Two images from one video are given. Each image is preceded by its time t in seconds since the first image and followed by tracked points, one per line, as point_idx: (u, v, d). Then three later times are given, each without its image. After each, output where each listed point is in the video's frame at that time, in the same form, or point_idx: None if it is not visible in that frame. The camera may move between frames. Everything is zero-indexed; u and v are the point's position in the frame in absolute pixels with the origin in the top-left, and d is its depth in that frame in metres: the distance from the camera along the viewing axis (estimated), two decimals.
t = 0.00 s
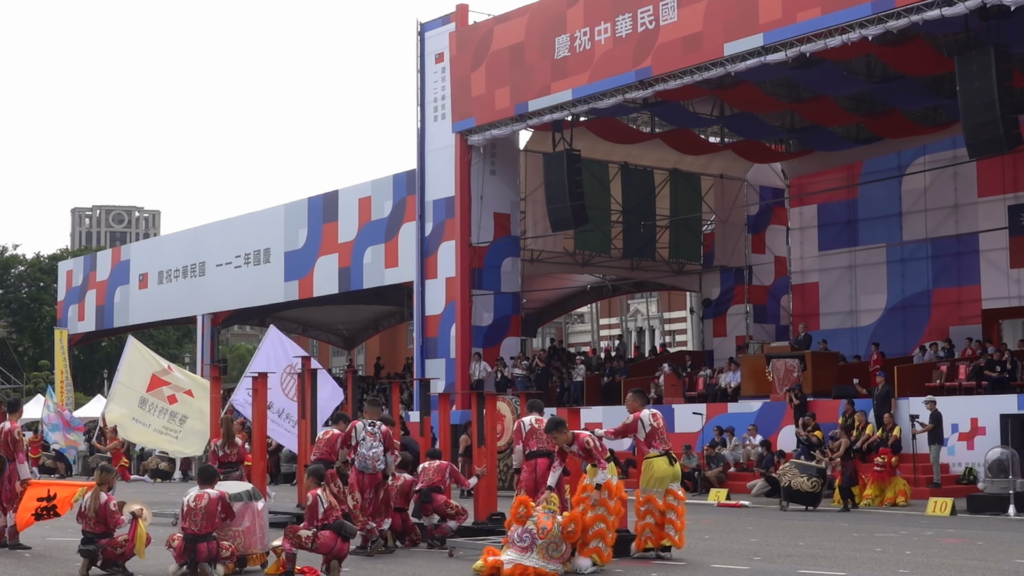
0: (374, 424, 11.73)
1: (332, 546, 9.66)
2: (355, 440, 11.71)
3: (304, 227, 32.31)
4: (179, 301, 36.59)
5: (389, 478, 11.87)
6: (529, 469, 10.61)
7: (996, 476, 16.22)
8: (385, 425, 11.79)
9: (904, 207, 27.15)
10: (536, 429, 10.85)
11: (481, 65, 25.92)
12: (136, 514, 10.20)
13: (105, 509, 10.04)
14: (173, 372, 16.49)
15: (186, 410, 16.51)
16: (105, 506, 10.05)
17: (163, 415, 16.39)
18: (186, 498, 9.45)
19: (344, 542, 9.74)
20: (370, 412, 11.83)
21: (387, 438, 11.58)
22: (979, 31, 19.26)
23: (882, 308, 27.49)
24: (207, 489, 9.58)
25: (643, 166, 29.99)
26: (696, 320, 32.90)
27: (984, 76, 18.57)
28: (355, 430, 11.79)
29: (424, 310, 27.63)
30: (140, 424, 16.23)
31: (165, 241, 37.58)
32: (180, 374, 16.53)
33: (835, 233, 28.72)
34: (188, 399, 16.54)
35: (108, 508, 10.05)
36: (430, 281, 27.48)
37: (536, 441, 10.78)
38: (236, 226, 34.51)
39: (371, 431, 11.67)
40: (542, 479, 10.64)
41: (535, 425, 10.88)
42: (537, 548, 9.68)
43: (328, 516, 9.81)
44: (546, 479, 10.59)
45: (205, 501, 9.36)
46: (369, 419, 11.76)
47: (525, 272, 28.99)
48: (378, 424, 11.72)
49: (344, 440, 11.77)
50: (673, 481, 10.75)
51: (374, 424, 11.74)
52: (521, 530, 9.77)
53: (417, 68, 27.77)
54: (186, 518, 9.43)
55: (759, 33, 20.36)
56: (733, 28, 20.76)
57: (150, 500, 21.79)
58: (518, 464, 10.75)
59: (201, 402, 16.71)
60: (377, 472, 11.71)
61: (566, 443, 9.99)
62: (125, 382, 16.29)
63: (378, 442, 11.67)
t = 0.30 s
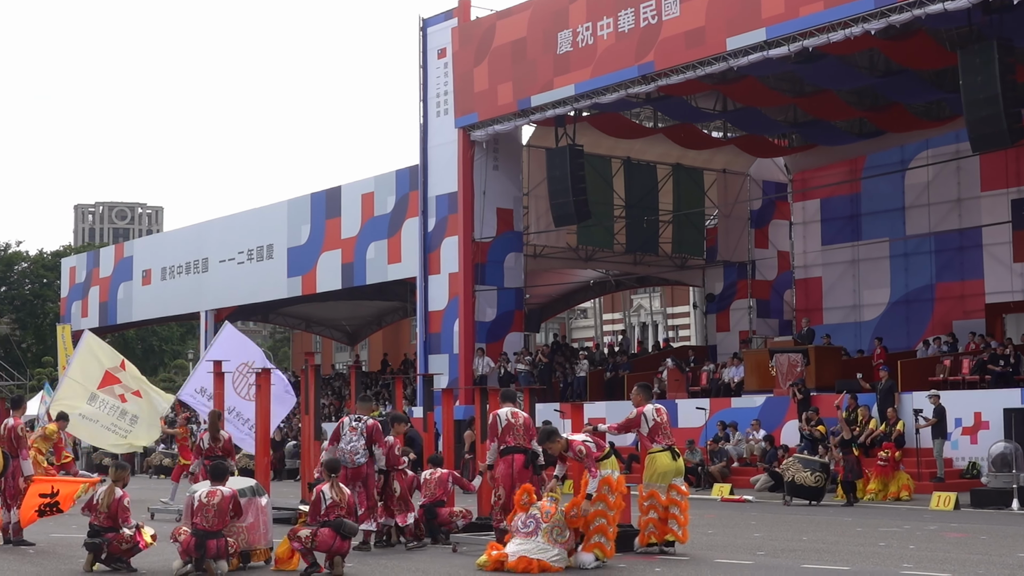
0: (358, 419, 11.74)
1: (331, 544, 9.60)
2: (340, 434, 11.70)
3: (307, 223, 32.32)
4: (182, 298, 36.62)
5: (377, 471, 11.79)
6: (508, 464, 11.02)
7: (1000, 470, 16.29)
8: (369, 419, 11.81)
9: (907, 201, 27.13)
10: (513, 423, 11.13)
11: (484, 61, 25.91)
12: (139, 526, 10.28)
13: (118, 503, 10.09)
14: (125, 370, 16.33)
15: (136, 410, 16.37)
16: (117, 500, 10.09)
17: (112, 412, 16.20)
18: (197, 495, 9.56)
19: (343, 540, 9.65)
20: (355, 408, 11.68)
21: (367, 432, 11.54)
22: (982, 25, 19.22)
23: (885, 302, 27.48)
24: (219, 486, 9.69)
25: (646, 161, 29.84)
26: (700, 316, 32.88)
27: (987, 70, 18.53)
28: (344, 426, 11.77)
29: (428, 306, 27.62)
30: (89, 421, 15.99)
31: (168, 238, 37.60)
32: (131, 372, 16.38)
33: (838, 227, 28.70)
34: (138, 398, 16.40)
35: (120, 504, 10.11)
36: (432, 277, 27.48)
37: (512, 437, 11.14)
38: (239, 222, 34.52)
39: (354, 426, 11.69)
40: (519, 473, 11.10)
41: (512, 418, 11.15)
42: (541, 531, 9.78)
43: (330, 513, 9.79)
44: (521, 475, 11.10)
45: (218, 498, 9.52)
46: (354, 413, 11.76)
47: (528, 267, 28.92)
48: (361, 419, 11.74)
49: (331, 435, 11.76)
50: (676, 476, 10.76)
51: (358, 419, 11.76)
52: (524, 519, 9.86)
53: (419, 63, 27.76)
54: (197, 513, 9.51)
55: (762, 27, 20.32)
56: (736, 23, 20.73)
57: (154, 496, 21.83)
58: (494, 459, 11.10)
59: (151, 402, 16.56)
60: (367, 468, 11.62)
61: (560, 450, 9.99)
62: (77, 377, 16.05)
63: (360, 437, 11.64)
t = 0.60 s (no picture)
0: (344, 414, 12.23)
1: (330, 542, 9.64)
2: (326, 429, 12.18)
3: (311, 217, 32.33)
4: (186, 292, 36.67)
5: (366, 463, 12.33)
6: (497, 457, 11.72)
7: (1004, 463, 16.18)
8: (355, 414, 12.25)
9: (911, 194, 27.09)
10: (501, 417, 11.84)
11: (487, 55, 25.89)
12: (150, 518, 10.32)
13: (134, 494, 10.09)
14: (63, 362, 15.82)
15: (75, 403, 15.87)
16: (134, 491, 10.12)
17: (53, 405, 15.68)
18: (207, 487, 9.59)
19: (342, 539, 9.69)
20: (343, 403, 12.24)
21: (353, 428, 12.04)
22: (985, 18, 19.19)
23: (889, 295, 27.48)
24: (229, 480, 9.71)
25: (650, 154, 29.91)
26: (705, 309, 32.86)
27: (991, 62, 18.49)
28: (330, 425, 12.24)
29: (432, 300, 27.63)
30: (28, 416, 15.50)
31: (171, 232, 37.63)
32: (68, 365, 15.90)
33: (842, 220, 28.68)
34: (77, 390, 15.93)
35: (137, 495, 10.11)
36: (436, 271, 27.52)
37: (500, 431, 11.85)
38: (242, 216, 34.53)
39: (341, 421, 12.17)
40: (507, 466, 11.86)
41: (500, 412, 11.86)
42: (547, 504, 9.90)
43: (332, 510, 9.81)
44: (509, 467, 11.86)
45: (227, 493, 9.54)
46: (341, 409, 12.25)
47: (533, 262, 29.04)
48: (348, 414, 12.21)
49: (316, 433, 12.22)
50: (680, 469, 10.71)
51: (345, 414, 12.24)
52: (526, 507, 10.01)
53: (423, 57, 27.75)
54: (205, 506, 9.55)
55: (765, 21, 20.29)
56: (739, 16, 20.70)
57: (160, 490, 21.86)
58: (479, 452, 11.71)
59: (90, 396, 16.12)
60: (356, 460, 12.15)
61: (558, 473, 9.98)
62: (15, 369, 15.16)
63: (346, 431, 12.14)
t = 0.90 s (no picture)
0: (336, 409, 12.35)
1: (328, 538, 9.64)
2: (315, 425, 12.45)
3: (312, 213, 32.33)
4: (188, 288, 36.70)
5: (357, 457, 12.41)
6: (475, 455, 11.35)
7: (1005, 458, 16.24)
8: (345, 410, 12.28)
9: (913, 189, 27.08)
10: (484, 414, 11.46)
11: (488, 51, 25.88)
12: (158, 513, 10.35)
13: (142, 487, 10.17)
14: None
15: None
16: (142, 484, 10.22)
17: None
18: (206, 483, 9.59)
19: (341, 534, 9.70)
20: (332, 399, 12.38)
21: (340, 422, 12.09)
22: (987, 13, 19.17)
23: (891, 291, 27.47)
24: (228, 476, 9.73)
25: (651, 150, 29.87)
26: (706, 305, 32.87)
27: (993, 57, 18.47)
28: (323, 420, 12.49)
29: (434, 296, 27.64)
30: None
31: (173, 228, 37.65)
32: None
33: (844, 216, 28.66)
34: None
35: (145, 488, 10.19)
36: (438, 267, 27.52)
37: (481, 428, 11.46)
38: (244, 212, 34.53)
39: (329, 417, 12.34)
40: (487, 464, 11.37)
41: (484, 409, 11.44)
42: (549, 497, 9.85)
43: (330, 506, 9.79)
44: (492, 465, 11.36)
45: (225, 488, 9.53)
46: (332, 404, 12.40)
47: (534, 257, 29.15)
48: (338, 409, 12.30)
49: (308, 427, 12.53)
50: (683, 465, 10.74)
51: (336, 409, 12.36)
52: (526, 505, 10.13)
53: (424, 53, 27.73)
54: (206, 502, 9.56)
55: (767, 16, 20.27)
56: (741, 12, 20.68)
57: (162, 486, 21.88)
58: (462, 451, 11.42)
59: None
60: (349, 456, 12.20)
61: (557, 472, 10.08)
62: None
63: (335, 427, 12.22)
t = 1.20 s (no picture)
0: (333, 407, 12.35)
1: (328, 534, 9.68)
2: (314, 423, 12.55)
3: (313, 208, 32.33)
4: (188, 284, 36.71)
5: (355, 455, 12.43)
6: (454, 447, 11.19)
7: (1006, 453, 16.25)
8: (343, 407, 12.28)
9: (913, 184, 27.08)
10: (467, 407, 11.30)
11: (488, 46, 25.86)
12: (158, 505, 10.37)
13: (140, 480, 10.14)
14: None
15: None
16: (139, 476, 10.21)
17: None
18: (202, 481, 9.62)
19: (340, 529, 9.72)
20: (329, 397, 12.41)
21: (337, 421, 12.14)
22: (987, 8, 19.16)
23: (891, 286, 27.47)
24: (222, 471, 9.74)
25: (652, 145, 29.82)
26: (707, 300, 32.89)
27: (993, 52, 18.46)
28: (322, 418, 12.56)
29: (434, 291, 27.65)
30: None
31: (173, 224, 37.66)
32: None
33: (844, 211, 28.65)
34: None
35: (142, 479, 10.16)
36: (439, 262, 27.53)
37: (464, 421, 11.32)
38: (244, 208, 34.52)
39: (327, 415, 12.41)
40: (465, 458, 11.28)
41: (466, 403, 11.31)
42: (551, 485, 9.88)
43: (328, 502, 9.79)
44: (468, 460, 11.25)
45: (223, 484, 9.57)
46: (330, 402, 12.39)
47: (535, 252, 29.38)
48: (335, 407, 12.29)
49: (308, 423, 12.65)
50: (683, 460, 10.74)
51: (333, 406, 12.35)
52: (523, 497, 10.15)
53: (424, 48, 27.71)
54: (206, 500, 9.60)
55: (768, 11, 20.24)
56: (741, 6, 20.65)
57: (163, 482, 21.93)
58: (442, 442, 11.27)
59: None
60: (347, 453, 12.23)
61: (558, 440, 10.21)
62: None
63: (332, 425, 12.30)
